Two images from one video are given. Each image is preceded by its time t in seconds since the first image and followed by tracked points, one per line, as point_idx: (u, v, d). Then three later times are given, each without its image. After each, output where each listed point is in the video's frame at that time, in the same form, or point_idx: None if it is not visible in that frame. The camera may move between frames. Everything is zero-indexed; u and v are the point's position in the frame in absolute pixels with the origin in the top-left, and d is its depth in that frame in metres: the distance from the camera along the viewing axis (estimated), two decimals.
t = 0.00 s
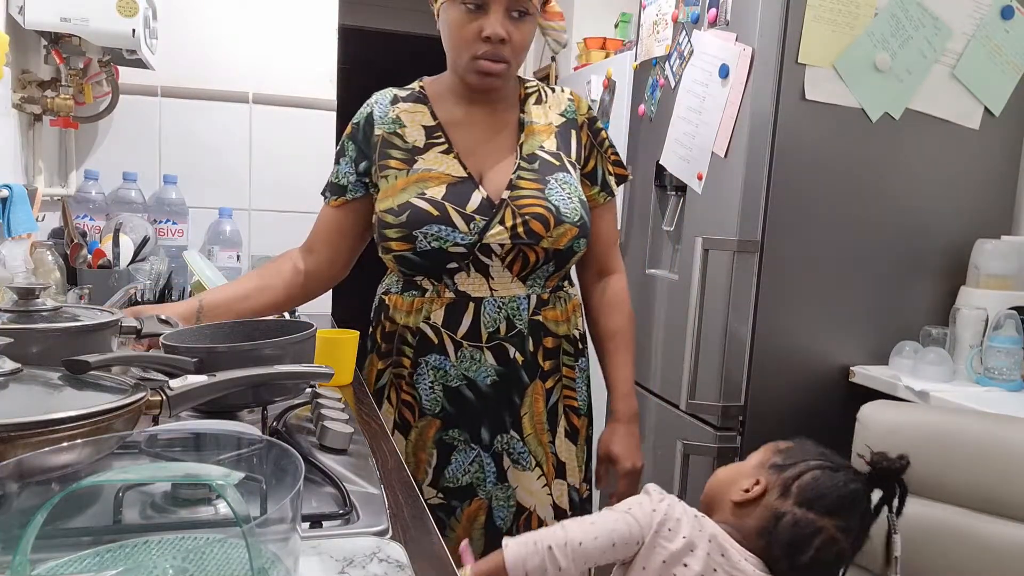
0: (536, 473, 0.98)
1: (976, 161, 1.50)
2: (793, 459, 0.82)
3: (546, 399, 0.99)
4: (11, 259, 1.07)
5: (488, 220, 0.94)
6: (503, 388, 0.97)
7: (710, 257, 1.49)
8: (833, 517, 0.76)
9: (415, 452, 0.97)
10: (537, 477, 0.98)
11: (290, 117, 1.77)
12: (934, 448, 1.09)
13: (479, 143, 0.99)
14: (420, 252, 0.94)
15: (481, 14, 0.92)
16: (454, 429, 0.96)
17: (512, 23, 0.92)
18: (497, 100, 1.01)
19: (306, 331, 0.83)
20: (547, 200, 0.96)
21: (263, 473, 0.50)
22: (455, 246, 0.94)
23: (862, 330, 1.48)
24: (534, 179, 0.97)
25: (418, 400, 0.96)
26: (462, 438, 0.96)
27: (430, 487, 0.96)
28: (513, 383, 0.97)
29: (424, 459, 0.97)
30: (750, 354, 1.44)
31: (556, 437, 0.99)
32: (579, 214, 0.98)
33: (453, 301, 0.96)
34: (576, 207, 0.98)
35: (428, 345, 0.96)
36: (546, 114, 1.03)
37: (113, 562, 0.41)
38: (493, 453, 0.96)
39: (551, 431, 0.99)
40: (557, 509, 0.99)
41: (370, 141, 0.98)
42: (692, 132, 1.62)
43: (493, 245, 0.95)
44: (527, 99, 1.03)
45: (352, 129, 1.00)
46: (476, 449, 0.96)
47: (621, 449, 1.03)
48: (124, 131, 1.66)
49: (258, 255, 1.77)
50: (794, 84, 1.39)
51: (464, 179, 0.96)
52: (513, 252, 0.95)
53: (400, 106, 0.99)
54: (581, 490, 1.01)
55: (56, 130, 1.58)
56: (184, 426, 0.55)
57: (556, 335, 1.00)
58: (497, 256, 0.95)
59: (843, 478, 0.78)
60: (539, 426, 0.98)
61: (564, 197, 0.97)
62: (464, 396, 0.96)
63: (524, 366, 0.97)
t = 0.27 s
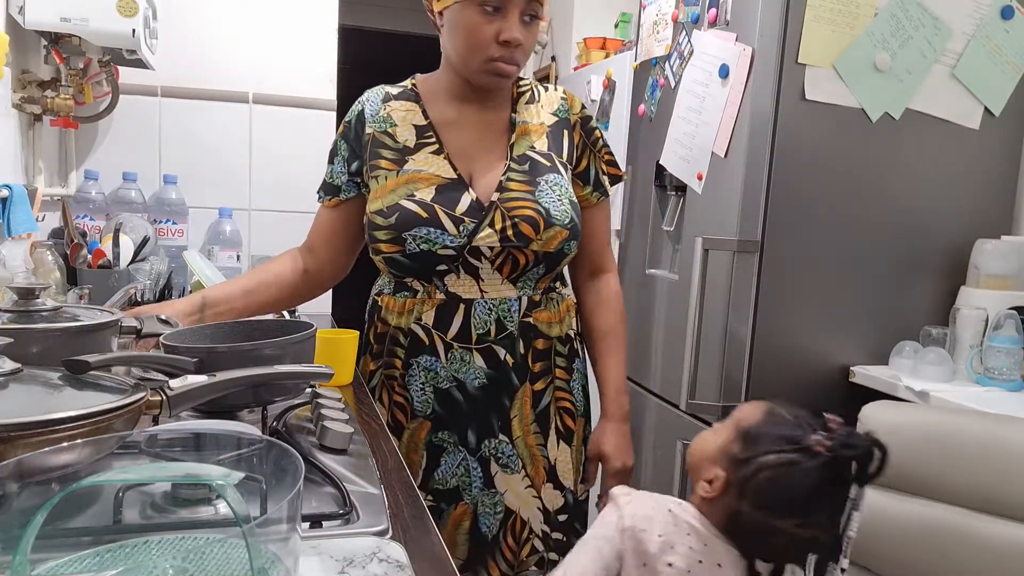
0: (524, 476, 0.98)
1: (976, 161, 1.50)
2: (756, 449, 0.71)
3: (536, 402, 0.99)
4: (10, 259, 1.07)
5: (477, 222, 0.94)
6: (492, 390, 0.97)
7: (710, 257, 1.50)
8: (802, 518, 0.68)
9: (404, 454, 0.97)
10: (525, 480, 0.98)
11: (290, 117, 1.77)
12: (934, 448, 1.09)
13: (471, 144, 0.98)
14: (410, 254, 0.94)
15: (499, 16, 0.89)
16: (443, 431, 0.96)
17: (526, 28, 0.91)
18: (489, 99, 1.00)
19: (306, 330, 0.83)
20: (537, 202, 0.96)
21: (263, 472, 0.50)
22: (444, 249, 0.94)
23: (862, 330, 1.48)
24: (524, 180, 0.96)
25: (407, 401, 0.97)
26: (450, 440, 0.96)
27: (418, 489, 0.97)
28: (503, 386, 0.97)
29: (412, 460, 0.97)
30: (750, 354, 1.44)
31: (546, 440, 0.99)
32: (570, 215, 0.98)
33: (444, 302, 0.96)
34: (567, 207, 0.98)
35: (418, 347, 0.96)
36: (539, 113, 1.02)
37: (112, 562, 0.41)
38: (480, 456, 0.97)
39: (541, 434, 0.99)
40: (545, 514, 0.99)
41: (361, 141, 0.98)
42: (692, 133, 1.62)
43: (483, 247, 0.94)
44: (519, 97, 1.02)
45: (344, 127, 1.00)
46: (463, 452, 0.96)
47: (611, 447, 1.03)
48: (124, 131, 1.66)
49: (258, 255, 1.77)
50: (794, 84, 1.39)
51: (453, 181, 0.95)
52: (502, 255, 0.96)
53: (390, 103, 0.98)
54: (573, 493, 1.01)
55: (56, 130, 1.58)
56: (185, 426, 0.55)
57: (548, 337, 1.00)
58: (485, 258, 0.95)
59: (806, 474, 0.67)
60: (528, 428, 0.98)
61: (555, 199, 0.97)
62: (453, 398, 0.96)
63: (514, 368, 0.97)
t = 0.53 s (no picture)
0: (529, 472, 0.99)
1: (976, 161, 1.50)
2: (732, 460, 0.81)
3: (545, 399, 0.99)
4: (11, 259, 1.07)
5: (489, 223, 0.93)
6: (502, 389, 0.96)
7: (710, 256, 1.50)
8: (783, 525, 0.77)
9: (411, 453, 0.97)
10: (530, 476, 0.99)
11: (290, 117, 1.77)
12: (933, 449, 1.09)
13: (474, 143, 0.98)
14: (422, 256, 0.93)
15: (518, 18, 0.89)
16: (451, 429, 0.96)
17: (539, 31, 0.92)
18: (492, 100, 1.00)
19: (306, 331, 0.84)
20: (547, 202, 0.96)
21: (263, 472, 0.50)
22: (456, 250, 0.93)
23: (862, 330, 1.48)
24: (533, 180, 0.96)
25: (416, 400, 0.96)
26: (458, 439, 0.96)
27: (426, 487, 0.96)
28: (512, 385, 0.97)
29: (419, 459, 0.97)
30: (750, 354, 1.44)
31: (552, 436, 1.00)
32: (579, 214, 0.98)
33: (456, 303, 0.95)
34: (575, 206, 0.98)
35: (427, 346, 0.95)
36: (541, 111, 1.02)
37: (112, 562, 0.41)
38: (488, 455, 0.96)
39: (547, 430, 1.00)
40: (548, 508, 1.00)
41: (364, 139, 0.97)
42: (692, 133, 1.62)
43: (495, 246, 0.94)
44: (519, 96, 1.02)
45: (344, 125, 1.00)
46: (471, 451, 0.96)
47: (631, 398, 1.05)
48: (124, 132, 1.66)
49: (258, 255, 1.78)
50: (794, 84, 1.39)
51: (462, 180, 0.95)
52: (514, 254, 0.95)
53: (391, 100, 0.98)
54: (580, 488, 1.02)
55: (57, 130, 1.58)
56: (185, 426, 0.55)
57: (556, 335, 1.00)
58: (501, 257, 0.95)
59: (777, 482, 0.77)
60: (535, 425, 0.98)
61: (564, 198, 0.97)
62: (462, 397, 0.96)
63: (523, 366, 0.97)
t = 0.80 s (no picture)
0: (552, 467, 1.00)
1: (976, 161, 1.50)
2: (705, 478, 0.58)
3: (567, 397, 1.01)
4: (11, 259, 1.07)
5: (524, 219, 0.94)
6: (531, 387, 0.97)
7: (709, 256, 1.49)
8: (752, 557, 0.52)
9: (437, 452, 0.95)
10: (552, 471, 1.00)
11: (290, 117, 1.77)
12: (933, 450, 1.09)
13: (504, 143, 0.98)
14: (457, 252, 0.93)
15: (549, 17, 0.89)
16: (481, 428, 0.95)
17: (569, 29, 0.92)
18: (518, 100, 1.00)
19: (306, 330, 0.84)
20: (578, 200, 0.98)
21: (263, 472, 0.50)
22: (490, 245, 0.93)
23: (862, 330, 1.48)
24: (563, 178, 0.98)
25: (445, 399, 0.94)
26: (487, 437, 0.95)
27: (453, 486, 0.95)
28: (541, 382, 0.97)
29: (446, 458, 0.95)
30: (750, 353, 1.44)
31: (572, 431, 1.02)
32: (607, 213, 1.01)
33: (486, 301, 0.95)
34: (603, 205, 1.01)
35: (458, 345, 0.94)
36: (565, 111, 1.04)
37: (111, 562, 0.41)
38: (516, 451, 0.97)
39: (568, 426, 1.01)
40: (565, 501, 1.02)
41: (392, 134, 0.95)
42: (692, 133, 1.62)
43: (529, 243, 0.95)
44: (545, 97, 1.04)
45: (366, 119, 0.97)
46: (501, 448, 0.96)
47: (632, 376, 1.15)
48: (124, 132, 1.66)
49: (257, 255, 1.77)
50: (794, 84, 1.39)
51: (495, 177, 0.94)
52: (548, 252, 0.96)
53: (418, 97, 0.96)
54: (590, 483, 1.05)
55: (57, 130, 1.58)
56: (185, 427, 0.55)
57: (578, 334, 1.02)
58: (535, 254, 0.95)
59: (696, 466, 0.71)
60: (559, 420, 1.00)
61: (592, 196, 1.00)
62: (492, 396, 0.95)
63: (551, 365, 0.98)
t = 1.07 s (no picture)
0: (596, 457, 0.99)
1: (976, 161, 1.50)
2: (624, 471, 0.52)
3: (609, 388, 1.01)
4: (11, 259, 1.07)
5: (592, 223, 0.92)
6: (586, 382, 0.95)
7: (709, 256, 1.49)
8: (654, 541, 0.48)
9: (496, 452, 0.91)
10: (596, 462, 0.99)
11: (290, 117, 1.77)
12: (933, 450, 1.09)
13: (550, 148, 0.94)
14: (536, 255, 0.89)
15: (594, 25, 0.89)
16: (541, 426, 0.92)
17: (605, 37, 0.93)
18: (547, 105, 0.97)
19: (306, 330, 0.84)
20: (625, 202, 0.98)
21: (264, 472, 0.50)
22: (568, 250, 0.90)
23: (862, 330, 1.48)
24: (607, 182, 0.98)
25: (507, 399, 0.90)
26: (547, 434, 0.93)
27: (510, 485, 0.92)
28: (593, 376, 0.96)
29: (505, 459, 0.91)
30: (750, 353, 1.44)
31: (611, 421, 1.02)
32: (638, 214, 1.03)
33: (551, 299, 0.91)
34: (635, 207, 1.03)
35: (522, 343, 0.90)
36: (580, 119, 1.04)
37: (111, 562, 0.41)
38: (571, 445, 0.95)
39: (609, 416, 1.01)
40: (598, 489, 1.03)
41: (444, 139, 0.86)
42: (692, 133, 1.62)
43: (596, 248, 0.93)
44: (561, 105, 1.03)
45: (405, 123, 0.86)
46: (558, 442, 0.94)
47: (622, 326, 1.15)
48: (124, 132, 1.66)
49: (257, 255, 1.77)
50: (794, 83, 1.39)
51: (559, 182, 0.90)
52: (609, 253, 0.95)
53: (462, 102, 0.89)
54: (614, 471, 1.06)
55: (57, 130, 1.58)
56: (185, 427, 0.55)
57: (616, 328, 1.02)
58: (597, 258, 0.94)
59: (673, 493, 0.69)
60: (604, 412, 0.99)
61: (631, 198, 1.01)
62: (553, 393, 0.92)
63: (601, 359, 0.97)
